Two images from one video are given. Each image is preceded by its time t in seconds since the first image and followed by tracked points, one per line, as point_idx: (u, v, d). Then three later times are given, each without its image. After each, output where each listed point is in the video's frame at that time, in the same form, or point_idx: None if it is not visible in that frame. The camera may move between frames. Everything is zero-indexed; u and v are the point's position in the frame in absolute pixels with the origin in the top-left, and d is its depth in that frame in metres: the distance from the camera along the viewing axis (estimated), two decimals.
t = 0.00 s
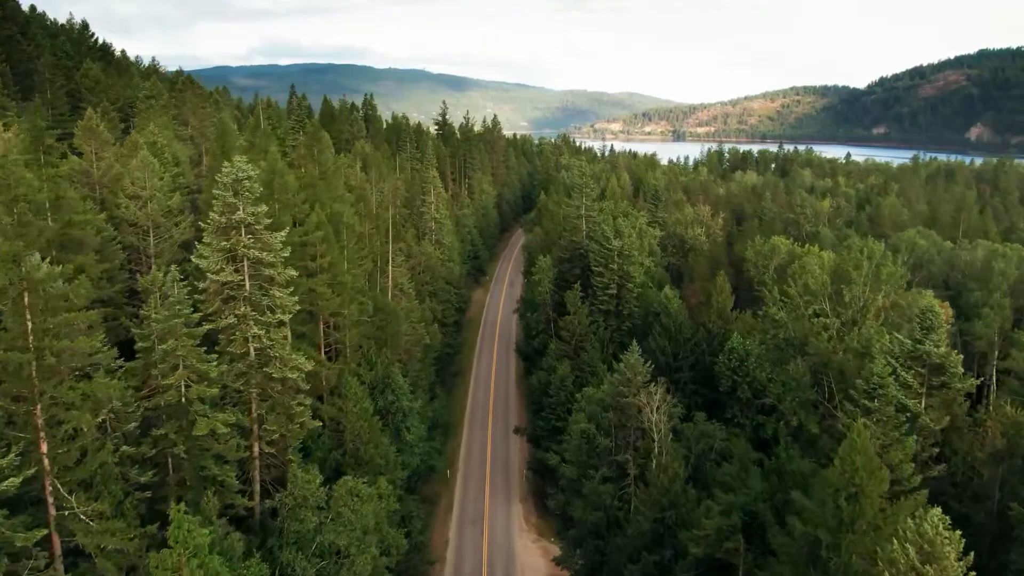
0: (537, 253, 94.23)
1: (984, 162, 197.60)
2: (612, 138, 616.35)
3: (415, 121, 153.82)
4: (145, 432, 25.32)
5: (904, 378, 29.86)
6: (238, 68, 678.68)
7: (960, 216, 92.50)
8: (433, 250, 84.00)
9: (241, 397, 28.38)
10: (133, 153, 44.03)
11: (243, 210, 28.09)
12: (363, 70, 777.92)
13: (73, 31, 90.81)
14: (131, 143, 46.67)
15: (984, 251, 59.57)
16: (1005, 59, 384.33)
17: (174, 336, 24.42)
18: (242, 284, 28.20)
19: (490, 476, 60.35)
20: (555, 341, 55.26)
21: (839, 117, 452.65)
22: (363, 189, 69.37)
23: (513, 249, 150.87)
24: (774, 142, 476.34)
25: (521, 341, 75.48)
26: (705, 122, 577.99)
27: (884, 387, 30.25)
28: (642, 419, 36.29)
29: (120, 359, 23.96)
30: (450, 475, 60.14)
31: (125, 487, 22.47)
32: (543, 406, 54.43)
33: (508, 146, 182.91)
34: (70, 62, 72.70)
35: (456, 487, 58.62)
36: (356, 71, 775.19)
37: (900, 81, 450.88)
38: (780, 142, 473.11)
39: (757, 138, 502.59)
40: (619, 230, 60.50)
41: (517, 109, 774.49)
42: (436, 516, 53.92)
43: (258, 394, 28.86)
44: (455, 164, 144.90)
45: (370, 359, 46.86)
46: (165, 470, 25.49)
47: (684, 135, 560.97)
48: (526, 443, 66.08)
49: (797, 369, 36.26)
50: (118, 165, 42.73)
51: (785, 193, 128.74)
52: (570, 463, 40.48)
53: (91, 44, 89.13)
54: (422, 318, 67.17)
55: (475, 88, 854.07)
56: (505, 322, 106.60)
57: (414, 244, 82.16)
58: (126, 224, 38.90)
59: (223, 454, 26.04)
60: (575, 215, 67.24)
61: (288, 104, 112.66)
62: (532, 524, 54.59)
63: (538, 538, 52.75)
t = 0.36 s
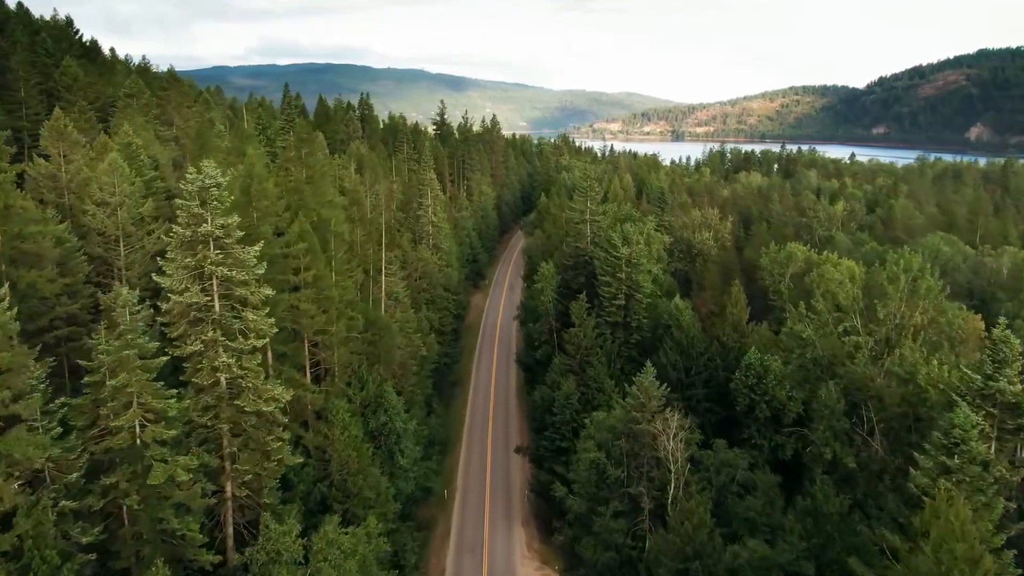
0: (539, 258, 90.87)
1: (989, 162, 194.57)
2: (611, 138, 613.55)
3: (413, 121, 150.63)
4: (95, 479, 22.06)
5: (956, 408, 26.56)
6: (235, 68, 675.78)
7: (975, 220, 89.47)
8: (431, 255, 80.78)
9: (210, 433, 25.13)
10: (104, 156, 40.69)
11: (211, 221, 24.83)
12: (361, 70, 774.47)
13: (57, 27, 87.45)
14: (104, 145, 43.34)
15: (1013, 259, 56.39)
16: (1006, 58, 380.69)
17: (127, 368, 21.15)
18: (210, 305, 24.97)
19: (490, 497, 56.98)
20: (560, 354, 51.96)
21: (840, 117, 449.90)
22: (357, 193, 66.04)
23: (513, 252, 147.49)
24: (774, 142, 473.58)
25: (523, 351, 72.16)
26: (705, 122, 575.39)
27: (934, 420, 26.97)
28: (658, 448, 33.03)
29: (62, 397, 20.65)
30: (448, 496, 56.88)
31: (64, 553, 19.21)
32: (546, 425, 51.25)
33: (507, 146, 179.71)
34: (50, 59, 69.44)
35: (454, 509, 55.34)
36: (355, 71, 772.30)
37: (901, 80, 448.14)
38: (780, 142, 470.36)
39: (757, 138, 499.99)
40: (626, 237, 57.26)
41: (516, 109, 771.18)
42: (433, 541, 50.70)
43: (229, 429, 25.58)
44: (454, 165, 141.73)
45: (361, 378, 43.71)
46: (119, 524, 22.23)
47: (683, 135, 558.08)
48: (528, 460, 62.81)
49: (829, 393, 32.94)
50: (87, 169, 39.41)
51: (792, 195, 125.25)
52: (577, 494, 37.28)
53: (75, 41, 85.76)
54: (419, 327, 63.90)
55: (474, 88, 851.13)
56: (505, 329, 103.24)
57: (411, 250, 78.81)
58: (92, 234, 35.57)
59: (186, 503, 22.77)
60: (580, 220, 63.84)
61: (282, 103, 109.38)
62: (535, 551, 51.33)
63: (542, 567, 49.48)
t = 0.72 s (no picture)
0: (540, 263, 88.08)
1: (993, 162, 192.15)
2: (610, 138, 611.14)
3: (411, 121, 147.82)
4: (36, 535, 19.15)
5: (1014, 443, 23.45)
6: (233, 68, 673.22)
7: (988, 223, 86.86)
8: (428, 260, 77.90)
9: (174, 475, 22.21)
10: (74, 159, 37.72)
11: (174, 236, 21.85)
12: (360, 70, 771.69)
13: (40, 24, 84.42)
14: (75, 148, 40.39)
15: None
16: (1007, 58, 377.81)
17: (70, 410, 18.24)
18: (173, 331, 22.03)
19: (490, 517, 54.20)
20: (564, 368, 49.12)
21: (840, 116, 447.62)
22: (351, 197, 63.28)
23: (513, 254, 144.78)
24: (774, 142, 471.28)
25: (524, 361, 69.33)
26: (705, 122, 573.03)
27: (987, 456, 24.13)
28: (674, 479, 30.20)
29: None
30: (446, 516, 54.13)
31: None
32: (549, 443, 48.40)
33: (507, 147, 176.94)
34: (29, 56, 66.45)
35: (452, 530, 52.58)
36: (353, 70, 769.58)
37: (901, 80, 445.94)
38: (780, 142, 468.08)
39: (757, 138, 497.78)
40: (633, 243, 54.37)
41: (515, 109, 768.42)
42: (430, 566, 47.95)
43: (196, 470, 22.65)
44: (452, 166, 138.95)
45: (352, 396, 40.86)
46: None
47: (683, 135, 555.68)
48: (529, 476, 60.05)
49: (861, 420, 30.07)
50: (54, 173, 36.45)
51: (797, 198, 122.40)
52: (585, 525, 34.44)
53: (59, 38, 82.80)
54: (416, 337, 61.09)
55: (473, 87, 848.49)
56: (505, 335, 100.63)
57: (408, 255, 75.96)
58: (56, 244, 32.59)
59: (143, 560, 19.88)
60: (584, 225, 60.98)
61: (275, 103, 106.44)
62: None
63: None
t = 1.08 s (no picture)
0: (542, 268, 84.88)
1: (998, 163, 189.24)
2: (609, 138, 608.28)
3: (408, 121, 144.63)
4: None
5: None
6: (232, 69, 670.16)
7: (1006, 227, 83.66)
8: (424, 266, 74.59)
9: (122, 536, 19.00)
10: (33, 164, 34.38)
11: (119, 256, 18.51)
12: (359, 69, 768.02)
13: (22, 21, 81.18)
14: (37, 152, 37.16)
15: None
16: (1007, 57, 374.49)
17: None
18: (117, 367, 18.73)
19: (490, 541, 51.08)
20: (569, 386, 45.91)
21: (841, 116, 444.90)
22: (343, 201, 59.97)
23: (513, 257, 141.60)
24: (774, 142, 468.52)
25: (525, 374, 66.08)
26: (705, 122, 570.23)
27: None
28: (696, 521, 27.02)
29: None
30: (443, 540, 51.03)
31: None
32: (553, 466, 45.18)
33: (506, 147, 173.77)
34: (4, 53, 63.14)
35: (449, 556, 49.44)
36: (352, 70, 766.10)
37: (901, 80, 443.34)
38: (780, 142, 465.37)
39: (757, 138, 495.10)
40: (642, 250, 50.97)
41: (513, 109, 764.98)
42: None
43: (150, 530, 19.40)
44: (451, 168, 135.72)
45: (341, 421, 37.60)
46: None
47: (682, 135, 552.73)
48: (531, 496, 56.95)
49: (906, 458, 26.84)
50: (9, 179, 33.08)
51: (805, 200, 119.08)
52: (596, 568, 31.25)
53: (41, 36, 79.54)
54: (412, 350, 57.86)
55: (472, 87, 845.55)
56: (505, 342, 97.50)
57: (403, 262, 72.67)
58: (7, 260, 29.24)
59: None
60: (590, 232, 57.80)
61: (267, 103, 103.21)
62: None
63: None
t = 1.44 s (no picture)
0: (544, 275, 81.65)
1: (1003, 164, 186.36)
2: (608, 138, 605.45)
3: (405, 121, 141.38)
4: None
5: None
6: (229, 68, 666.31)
7: None
8: (421, 273, 71.33)
9: None
10: None
11: (40, 284, 15.13)
12: (357, 69, 764.40)
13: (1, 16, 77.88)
14: None
15: None
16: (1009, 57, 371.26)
17: None
18: (39, 420, 15.33)
19: (490, 569, 48.17)
20: (575, 407, 42.65)
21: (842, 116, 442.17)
22: (335, 207, 56.64)
23: (513, 260, 138.41)
24: (775, 142, 465.73)
25: (526, 388, 62.86)
26: (704, 121, 567.38)
27: None
28: None
29: None
30: (439, 568, 48.10)
31: None
32: (558, 494, 42.01)
33: (506, 148, 170.60)
34: None
35: None
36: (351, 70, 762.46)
37: (902, 80, 440.77)
38: (780, 142, 462.55)
39: (756, 138, 492.36)
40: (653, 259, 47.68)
41: (513, 109, 761.78)
42: None
43: None
44: (449, 169, 132.47)
45: (328, 450, 34.42)
46: None
47: (681, 135, 549.94)
48: (533, 519, 54.07)
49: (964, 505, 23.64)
50: None
51: (813, 203, 115.79)
52: None
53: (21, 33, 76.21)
54: (407, 365, 54.59)
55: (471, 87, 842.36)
56: (506, 350, 94.41)
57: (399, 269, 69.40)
58: None
59: None
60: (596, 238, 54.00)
61: (259, 103, 99.96)
62: None
63: None
